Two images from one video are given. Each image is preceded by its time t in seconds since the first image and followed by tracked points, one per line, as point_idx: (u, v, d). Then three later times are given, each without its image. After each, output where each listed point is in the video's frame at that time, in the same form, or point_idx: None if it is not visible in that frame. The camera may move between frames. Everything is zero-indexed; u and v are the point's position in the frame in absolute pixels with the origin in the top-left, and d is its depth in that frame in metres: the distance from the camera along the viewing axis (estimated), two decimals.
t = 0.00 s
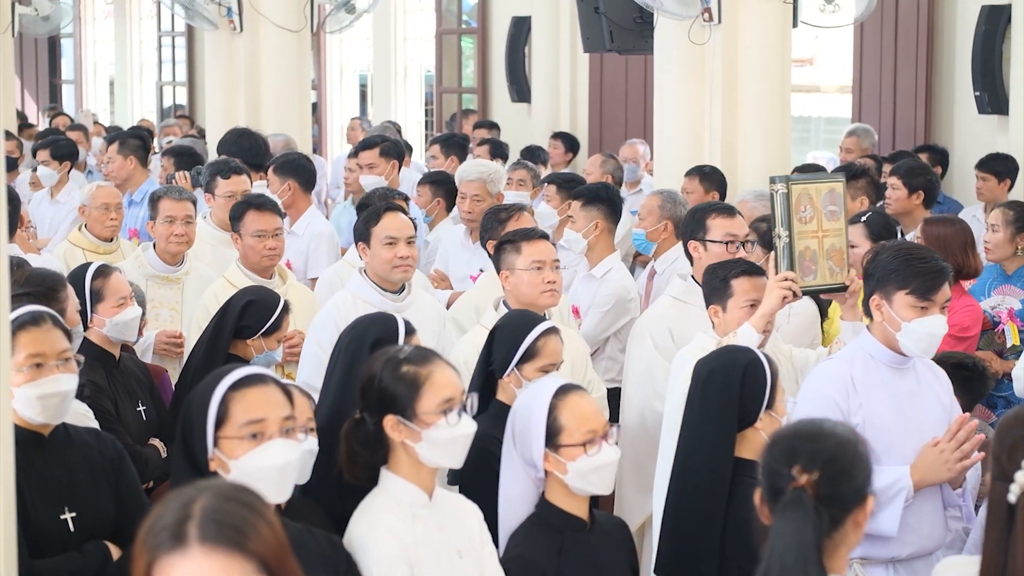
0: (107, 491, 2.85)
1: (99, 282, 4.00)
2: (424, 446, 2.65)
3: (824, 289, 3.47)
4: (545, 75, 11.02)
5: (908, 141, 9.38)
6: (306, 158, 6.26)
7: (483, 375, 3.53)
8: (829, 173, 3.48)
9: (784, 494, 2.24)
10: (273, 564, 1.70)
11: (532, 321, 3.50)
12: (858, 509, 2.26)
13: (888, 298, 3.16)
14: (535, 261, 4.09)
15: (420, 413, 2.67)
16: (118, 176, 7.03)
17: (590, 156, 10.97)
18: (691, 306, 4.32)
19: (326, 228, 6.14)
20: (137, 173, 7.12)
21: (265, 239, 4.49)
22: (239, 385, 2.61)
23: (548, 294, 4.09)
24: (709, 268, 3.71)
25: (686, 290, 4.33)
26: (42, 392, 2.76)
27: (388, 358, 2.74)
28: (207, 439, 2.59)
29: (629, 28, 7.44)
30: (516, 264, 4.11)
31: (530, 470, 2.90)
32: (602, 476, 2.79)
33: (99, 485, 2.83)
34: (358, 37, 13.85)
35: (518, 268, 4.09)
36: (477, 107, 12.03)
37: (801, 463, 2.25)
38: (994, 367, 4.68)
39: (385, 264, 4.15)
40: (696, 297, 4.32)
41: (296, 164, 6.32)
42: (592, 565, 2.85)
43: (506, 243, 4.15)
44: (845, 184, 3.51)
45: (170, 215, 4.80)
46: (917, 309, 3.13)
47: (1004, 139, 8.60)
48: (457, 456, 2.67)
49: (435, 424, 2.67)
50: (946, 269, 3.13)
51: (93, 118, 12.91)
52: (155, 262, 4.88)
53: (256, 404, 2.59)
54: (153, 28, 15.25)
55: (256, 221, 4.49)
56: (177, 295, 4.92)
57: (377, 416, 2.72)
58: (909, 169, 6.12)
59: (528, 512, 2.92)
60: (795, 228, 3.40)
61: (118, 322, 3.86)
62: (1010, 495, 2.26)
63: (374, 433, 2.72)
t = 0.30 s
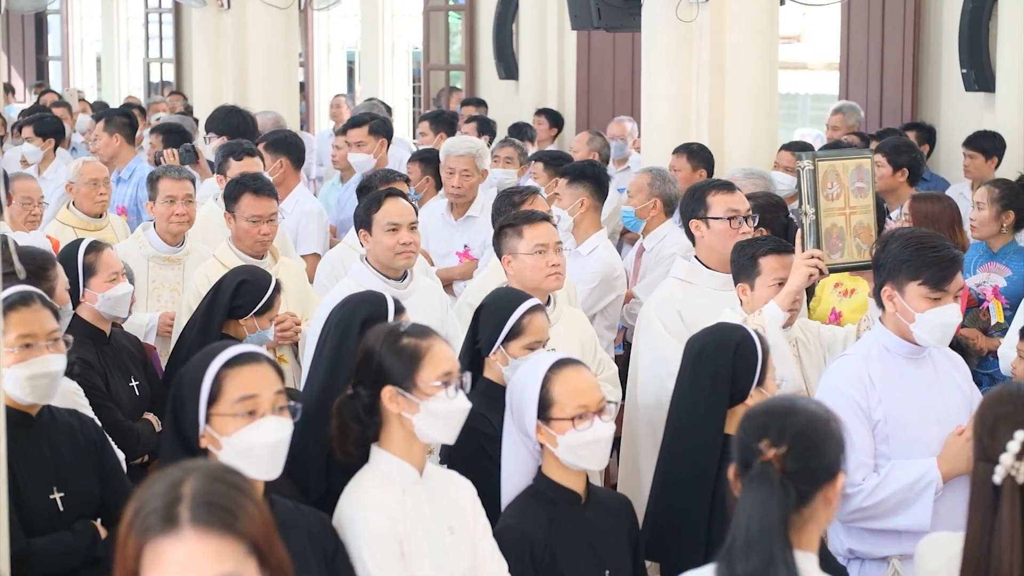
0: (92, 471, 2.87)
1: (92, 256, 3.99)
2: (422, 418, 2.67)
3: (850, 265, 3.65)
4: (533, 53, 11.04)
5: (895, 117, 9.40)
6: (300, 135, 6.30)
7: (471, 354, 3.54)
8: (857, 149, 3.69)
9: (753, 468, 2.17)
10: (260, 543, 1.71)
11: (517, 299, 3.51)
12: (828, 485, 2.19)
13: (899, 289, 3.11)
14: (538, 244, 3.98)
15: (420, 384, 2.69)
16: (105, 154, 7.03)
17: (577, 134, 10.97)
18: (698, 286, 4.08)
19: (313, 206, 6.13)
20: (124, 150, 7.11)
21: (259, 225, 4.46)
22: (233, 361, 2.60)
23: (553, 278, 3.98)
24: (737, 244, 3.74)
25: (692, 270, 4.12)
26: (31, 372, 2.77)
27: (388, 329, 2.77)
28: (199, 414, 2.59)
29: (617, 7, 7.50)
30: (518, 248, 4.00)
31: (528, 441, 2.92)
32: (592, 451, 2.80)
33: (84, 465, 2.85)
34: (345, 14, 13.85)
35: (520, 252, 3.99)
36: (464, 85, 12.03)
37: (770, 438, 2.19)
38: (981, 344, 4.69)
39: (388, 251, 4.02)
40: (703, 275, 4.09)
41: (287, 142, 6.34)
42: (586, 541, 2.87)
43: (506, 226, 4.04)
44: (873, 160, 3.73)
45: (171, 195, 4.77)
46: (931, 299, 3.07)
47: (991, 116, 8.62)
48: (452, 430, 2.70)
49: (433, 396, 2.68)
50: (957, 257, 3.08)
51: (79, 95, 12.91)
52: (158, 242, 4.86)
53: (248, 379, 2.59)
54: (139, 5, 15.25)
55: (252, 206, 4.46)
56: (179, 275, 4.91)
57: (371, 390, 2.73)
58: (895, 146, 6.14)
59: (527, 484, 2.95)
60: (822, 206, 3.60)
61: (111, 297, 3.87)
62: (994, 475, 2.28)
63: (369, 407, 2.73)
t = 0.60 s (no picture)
0: (66, 458, 2.87)
1: (77, 242, 3.99)
2: (412, 398, 2.69)
3: (862, 260, 3.40)
4: (513, 36, 11.04)
5: (873, 100, 9.43)
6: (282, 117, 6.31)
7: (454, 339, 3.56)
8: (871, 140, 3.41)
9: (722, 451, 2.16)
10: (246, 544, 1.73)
11: (499, 284, 3.52)
12: (801, 467, 2.17)
13: (915, 282, 3.08)
14: (544, 232, 3.83)
15: (409, 365, 2.71)
16: (84, 137, 7.01)
17: (557, 117, 10.98)
18: (697, 272, 4.10)
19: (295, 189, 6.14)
20: (103, 133, 7.09)
21: (267, 218, 4.29)
22: (220, 343, 2.53)
23: (556, 266, 3.84)
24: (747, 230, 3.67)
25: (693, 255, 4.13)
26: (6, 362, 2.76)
27: (376, 313, 2.78)
28: (186, 400, 2.51)
29: None
30: (522, 234, 3.85)
31: (516, 425, 2.93)
32: (574, 433, 2.80)
33: (57, 452, 2.85)
34: None
35: (524, 239, 3.84)
36: (444, 68, 12.03)
37: (741, 421, 2.17)
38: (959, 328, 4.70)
39: (373, 235, 4.02)
40: (702, 262, 4.10)
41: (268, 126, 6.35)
42: (573, 527, 2.87)
43: (510, 212, 3.91)
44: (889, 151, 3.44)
45: (150, 180, 4.80)
46: (948, 295, 3.04)
47: (970, 100, 8.64)
48: (440, 411, 2.71)
49: (422, 375, 2.71)
50: (978, 253, 3.02)
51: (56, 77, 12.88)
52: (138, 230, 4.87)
53: (238, 364, 2.53)
54: None
55: (260, 198, 4.29)
56: (162, 262, 4.91)
57: (358, 375, 2.75)
58: (874, 130, 6.16)
59: (516, 466, 2.95)
60: (834, 198, 3.33)
61: (92, 284, 3.87)
62: (976, 461, 2.29)
63: (356, 390, 2.74)
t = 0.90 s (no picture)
0: (45, 463, 2.87)
1: (61, 249, 3.99)
2: (405, 401, 2.71)
3: (878, 273, 3.48)
4: (493, 35, 11.06)
5: (853, 100, 9.47)
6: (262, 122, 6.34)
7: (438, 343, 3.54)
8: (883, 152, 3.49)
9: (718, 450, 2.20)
10: (215, 559, 1.74)
11: (486, 285, 3.53)
12: (799, 473, 2.21)
13: (959, 296, 2.98)
14: (559, 241, 3.74)
15: (404, 367, 2.73)
16: (66, 138, 7.00)
17: (538, 118, 11.00)
18: (712, 281, 4.16)
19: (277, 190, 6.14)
20: (85, 134, 7.07)
21: (287, 215, 4.29)
22: (202, 352, 2.53)
23: (572, 276, 3.75)
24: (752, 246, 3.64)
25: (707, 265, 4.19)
26: None
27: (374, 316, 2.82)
28: (169, 407, 2.50)
29: None
30: (537, 242, 3.76)
31: (503, 428, 2.93)
32: (560, 437, 2.82)
33: (36, 458, 2.84)
34: None
35: (540, 247, 3.75)
36: (425, 68, 12.04)
37: (736, 423, 2.22)
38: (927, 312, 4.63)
39: (368, 243, 4.03)
40: (717, 271, 4.16)
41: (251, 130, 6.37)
42: (557, 531, 2.89)
43: (526, 220, 3.82)
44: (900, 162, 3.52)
45: (131, 185, 4.80)
46: (992, 312, 2.94)
47: (948, 100, 8.68)
48: (433, 415, 2.73)
49: (417, 379, 2.73)
50: None
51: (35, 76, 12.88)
52: (118, 234, 4.87)
53: (217, 373, 2.53)
54: None
55: (279, 193, 4.27)
56: (144, 265, 4.92)
57: (354, 380, 2.78)
58: (853, 132, 6.19)
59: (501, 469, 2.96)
60: (847, 211, 3.41)
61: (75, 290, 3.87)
62: (959, 466, 2.31)
63: (352, 393, 2.78)
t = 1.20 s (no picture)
0: (37, 481, 2.87)
1: (52, 271, 3.98)
2: (395, 426, 2.73)
3: (907, 292, 3.49)
4: (480, 54, 11.09)
5: (838, 121, 9.49)
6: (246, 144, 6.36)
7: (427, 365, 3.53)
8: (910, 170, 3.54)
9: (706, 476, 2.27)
10: None
11: (473, 308, 3.55)
12: (791, 496, 2.27)
13: None
14: (601, 263, 3.63)
15: (395, 394, 2.75)
16: (54, 159, 7.00)
17: (524, 137, 11.03)
18: (742, 303, 4.13)
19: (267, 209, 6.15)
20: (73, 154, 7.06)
21: (302, 232, 4.23)
22: (192, 381, 2.53)
23: (612, 298, 3.62)
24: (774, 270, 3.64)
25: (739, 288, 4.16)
26: None
27: (363, 341, 2.83)
28: (160, 434, 2.50)
29: (564, 12, 7.59)
30: (577, 264, 3.65)
31: (496, 449, 2.93)
32: (561, 459, 2.83)
33: (29, 478, 2.85)
34: (292, 17, 13.88)
35: (579, 269, 3.63)
36: (411, 88, 12.05)
37: (727, 448, 2.28)
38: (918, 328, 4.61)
39: (381, 270, 4.03)
40: (748, 292, 4.13)
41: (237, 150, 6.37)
42: (550, 552, 2.90)
43: (567, 241, 3.71)
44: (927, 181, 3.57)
45: (130, 211, 4.81)
46: None
47: (934, 120, 8.71)
48: (420, 443, 2.75)
49: (407, 405, 2.75)
50: None
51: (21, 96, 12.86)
52: (118, 261, 4.88)
53: (204, 401, 2.53)
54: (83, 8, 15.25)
55: (293, 213, 4.24)
56: (140, 293, 4.91)
57: (341, 406, 2.78)
58: (840, 152, 6.19)
59: (493, 490, 2.95)
60: (877, 228, 3.44)
61: (62, 313, 3.86)
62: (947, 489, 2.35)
63: (340, 417, 2.78)
